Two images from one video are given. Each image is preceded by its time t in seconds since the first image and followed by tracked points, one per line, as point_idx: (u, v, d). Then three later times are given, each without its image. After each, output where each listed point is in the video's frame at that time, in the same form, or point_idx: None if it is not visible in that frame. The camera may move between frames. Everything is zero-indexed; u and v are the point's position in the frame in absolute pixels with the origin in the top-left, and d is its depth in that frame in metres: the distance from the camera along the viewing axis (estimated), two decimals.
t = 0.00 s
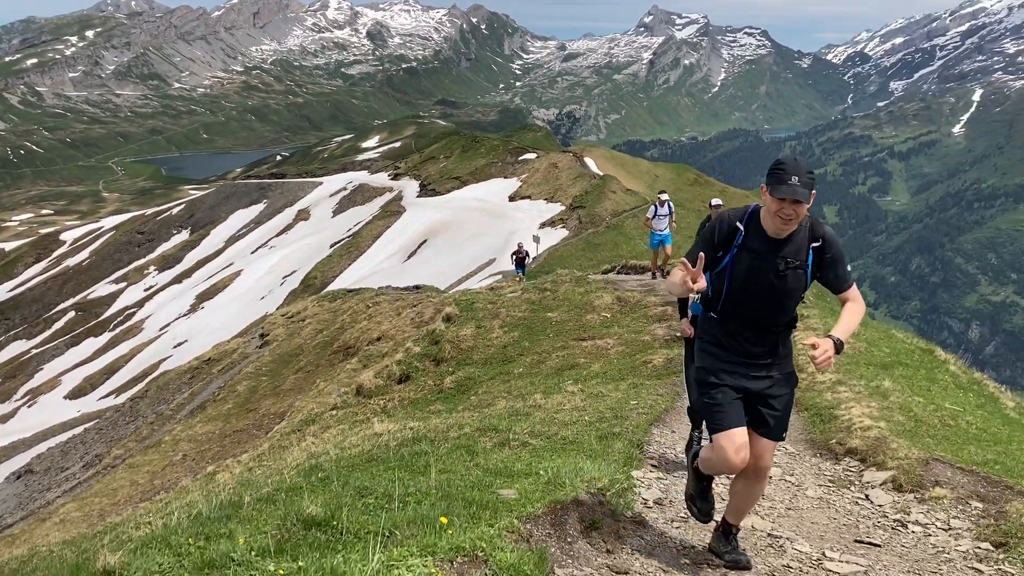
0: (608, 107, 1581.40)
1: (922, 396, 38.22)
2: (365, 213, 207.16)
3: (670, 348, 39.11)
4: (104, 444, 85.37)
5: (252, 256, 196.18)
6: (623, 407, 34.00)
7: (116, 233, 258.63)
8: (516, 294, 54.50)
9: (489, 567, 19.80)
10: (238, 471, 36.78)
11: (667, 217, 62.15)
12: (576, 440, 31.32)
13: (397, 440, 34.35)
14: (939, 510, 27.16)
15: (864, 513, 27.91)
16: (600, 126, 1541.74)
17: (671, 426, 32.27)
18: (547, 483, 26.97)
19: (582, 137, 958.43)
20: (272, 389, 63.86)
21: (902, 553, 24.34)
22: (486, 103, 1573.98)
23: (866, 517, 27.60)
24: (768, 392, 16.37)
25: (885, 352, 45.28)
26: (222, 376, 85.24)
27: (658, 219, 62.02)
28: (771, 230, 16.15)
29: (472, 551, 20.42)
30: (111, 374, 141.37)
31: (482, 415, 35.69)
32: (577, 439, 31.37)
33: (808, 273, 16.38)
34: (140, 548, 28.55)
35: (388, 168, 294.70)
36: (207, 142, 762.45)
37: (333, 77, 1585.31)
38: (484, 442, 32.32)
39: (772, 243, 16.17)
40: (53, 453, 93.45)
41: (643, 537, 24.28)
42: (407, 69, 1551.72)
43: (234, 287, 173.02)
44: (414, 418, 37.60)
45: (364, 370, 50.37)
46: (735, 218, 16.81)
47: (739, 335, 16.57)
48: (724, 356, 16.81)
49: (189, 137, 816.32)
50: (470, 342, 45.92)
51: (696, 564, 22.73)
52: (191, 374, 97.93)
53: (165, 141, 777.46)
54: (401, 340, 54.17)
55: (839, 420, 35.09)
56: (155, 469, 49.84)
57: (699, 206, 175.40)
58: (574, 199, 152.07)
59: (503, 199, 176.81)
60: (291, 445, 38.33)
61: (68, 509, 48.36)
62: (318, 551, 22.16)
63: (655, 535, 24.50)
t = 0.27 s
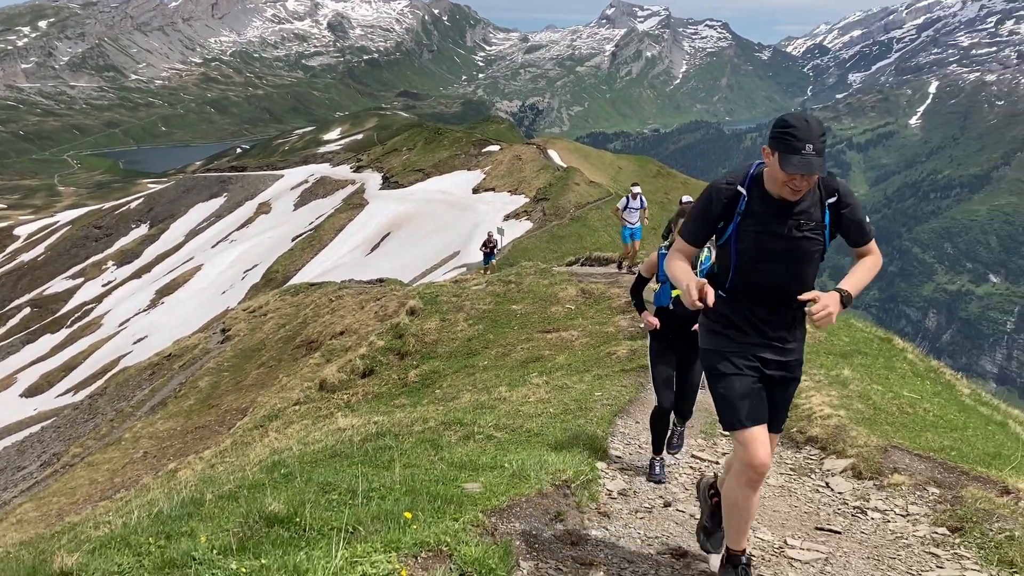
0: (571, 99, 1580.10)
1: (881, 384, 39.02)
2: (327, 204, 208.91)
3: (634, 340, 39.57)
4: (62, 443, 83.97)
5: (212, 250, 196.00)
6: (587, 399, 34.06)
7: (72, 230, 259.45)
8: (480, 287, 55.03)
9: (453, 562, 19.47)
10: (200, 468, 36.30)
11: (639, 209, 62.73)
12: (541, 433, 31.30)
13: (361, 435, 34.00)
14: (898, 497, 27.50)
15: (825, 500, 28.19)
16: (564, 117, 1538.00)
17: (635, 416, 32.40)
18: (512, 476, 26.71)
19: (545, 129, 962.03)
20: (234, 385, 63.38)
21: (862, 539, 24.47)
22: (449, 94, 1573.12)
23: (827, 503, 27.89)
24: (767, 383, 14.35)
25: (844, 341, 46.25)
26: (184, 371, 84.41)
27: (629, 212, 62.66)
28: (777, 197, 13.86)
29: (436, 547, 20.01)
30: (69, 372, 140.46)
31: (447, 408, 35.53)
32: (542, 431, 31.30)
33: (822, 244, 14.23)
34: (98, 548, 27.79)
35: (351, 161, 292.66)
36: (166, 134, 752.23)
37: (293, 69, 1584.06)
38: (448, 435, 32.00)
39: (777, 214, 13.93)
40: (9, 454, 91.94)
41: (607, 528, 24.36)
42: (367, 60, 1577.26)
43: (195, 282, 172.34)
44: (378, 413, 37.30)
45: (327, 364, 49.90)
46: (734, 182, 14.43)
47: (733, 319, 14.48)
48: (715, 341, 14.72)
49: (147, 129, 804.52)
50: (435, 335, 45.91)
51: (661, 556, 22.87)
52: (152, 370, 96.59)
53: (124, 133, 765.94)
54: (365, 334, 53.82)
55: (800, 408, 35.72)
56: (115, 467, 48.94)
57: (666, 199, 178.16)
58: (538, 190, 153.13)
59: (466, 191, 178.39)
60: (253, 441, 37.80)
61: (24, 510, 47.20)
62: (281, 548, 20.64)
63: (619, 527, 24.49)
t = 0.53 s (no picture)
0: (537, 92, 1580.84)
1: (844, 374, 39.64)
2: (292, 198, 209.30)
3: (601, 332, 40.29)
4: (23, 443, 82.40)
5: (175, 245, 194.94)
6: (555, 392, 34.12)
7: (31, 226, 259.75)
8: (447, 281, 55.16)
9: (421, 560, 19.11)
10: (164, 467, 35.72)
11: (612, 198, 63.08)
12: (508, 426, 31.23)
13: (327, 433, 33.63)
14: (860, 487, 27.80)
15: (789, 491, 28.38)
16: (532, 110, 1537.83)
17: (603, 410, 32.50)
18: (480, 471, 26.41)
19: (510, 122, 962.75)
20: (199, 382, 62.86)
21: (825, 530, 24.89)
22: (414, 87, 1572.06)
23: (791, 495, 28.13)
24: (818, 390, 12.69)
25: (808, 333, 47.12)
26: (148, 369, 83.35)
27: (603, 201, 62.96)
28: (838, 185, 12.07)
29: (403, 545, 19.59)
30: (29, 372, 139.42)
31: (414, 404, 35.40)
32: (510, 426, 31.18)
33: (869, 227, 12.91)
34: (60, 551, 26.92)
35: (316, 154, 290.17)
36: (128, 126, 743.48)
37: (258, 63, 1586.02)
38: (416, 431, 31.62)
39: (837, 201, 12.18)
40: None
41: (575, 522, 24.44)
42: (333, 53, 1579.31)
43: (158, 278, 170.85)
44: (344, 409, 37.05)
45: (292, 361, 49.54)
46: (786, 172, 12.24)
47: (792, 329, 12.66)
48: (766, 357, 12.86)
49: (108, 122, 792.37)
50: (402, 331, 46.01)
51: (627, 546, 22.98)
52: (115, 368, 94.73)
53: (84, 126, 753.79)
54: (331, 329, 53.47)
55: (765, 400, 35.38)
56: (78, 466, 48.04)
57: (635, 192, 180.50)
58: (504, 184, 152.25)
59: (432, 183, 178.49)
60: (219, 439, 37.37)
61: None
62: (245, 549, 20.10)
63: (586, 521, 24.55)
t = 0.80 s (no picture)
0: (507, 88, 1581.12)
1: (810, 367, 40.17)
2: (260, 195, 208.17)
3: (573, 328, 40.88)
4: None
5: (143, 244, 192.51)
6: (525, 388, 34.08)
7: None
8: (416, 278, 55.64)
9: (388, 561, 18.74)
10: (130, 468, 35.03)
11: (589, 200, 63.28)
12: (477, 423, 30.90)
13: (297, 431, 33.32)
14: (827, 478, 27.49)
15: (757, 483, 27.63)
16: (504, 107, 1536.60)
17: (573, 405, 32.58)
18: (449, 469, 25.88)
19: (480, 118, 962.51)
20: (167, 381, 62.07)
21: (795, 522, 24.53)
22: (382, 83, 1570.43)
23: (759, 486, 27.39)
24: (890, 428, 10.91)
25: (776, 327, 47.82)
26: (115, 369, 81.07)
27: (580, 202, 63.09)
28: (927, 198, 10.17)
29: (372, 544, 19.13)
30: None
31: (383, 401, 35.29)
32: (479, 422, 30.87)
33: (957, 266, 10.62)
34: (19, 556, 25.92)
35: (284, 151, 288.00)
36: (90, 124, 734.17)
37: (225, 58, 1558.71)
38: (385, 429, 31.28)
39: (923, 218, 10.16)
40: None
41: (543, 519, 23.99)
42: (299, 48, 1582.99)
43: (125, 277, 168.69)
44: (314, 407, 36.81)
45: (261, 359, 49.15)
46: (866, 173, 10.44)
47: (849, 359, 10.79)
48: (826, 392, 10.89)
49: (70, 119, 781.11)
50: (371, 329, 46.09)
51: (595, 543, 22.51)
52: (81, 368, 92.75)
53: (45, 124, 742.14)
54: (300, 327, 53.18)
55: (731, 394, 35.17)
56: (42, 469, 46.98)
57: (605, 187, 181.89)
58: (474, 179, 152.67)
59: (403, 179, 178.42)
60: (187, 439, 36.84)
61: None
62: (211, 551, 19.52)
63: (555, 516, 24.14)
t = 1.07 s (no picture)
0: (484, 86, 1580.95)
1: (784, 363, 40.46)
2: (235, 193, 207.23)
3: (549, 325, 41.15)
4: None
5: (117, 243, 190.57)
6: (502, 386, 33.95)
7: None
8: (393, 276, 55.80)
9: (362, 562, 18.39)
10: (104, 470, 34.49)
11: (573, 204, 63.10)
12: (453, 421, 30.53)
13: (273, 431, 32.94)
14: (801, 473, 27.43)
15: (732, 479, 27.61)
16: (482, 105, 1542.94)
17: (549, 403, 32.53)
18: (424, 467, 25.26)
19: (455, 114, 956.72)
20: (142, 382, 61.58)
21: (768, 516, 24.54)
22: (357, 80, 1569.36)
23: (734, 482, 27.33)
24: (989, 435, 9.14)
25: (751, 323, 48.22)
26: (88, 370, 79.45)
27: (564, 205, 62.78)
28: None
29: (346, 545, 18.82)
30: None
31: (360, 401, 35.10)
32: (455, 420, 30.50)
33: None
34: None
35: (260, 150, 286.54)
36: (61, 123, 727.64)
37: (197, 56, 1582.80)
38: (360, 429, 30.86)
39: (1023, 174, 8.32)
40: None
41: (519, 517, 23.64)
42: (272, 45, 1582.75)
43: (99, 277, 166.77)
44: (290, 407, 36.54)
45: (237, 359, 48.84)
46: (946, 131, 8.78)
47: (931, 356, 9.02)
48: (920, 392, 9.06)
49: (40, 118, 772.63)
50: (347, 328, 46.09)
51: (570, 539, 22.23)
52: (54, 370, 91.08)
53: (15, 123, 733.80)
54: (275, 326, 52.92)
55: (707, 390, 35.17)
56: (14, 472, 46.24)
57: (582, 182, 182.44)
58: (452, 177, 153.31)
59: (379, 177, 178.15)
60: (162, 440, 36.42)
61: None
62: (182, 553, 18.80)
63: (531, 515, 23.79)
